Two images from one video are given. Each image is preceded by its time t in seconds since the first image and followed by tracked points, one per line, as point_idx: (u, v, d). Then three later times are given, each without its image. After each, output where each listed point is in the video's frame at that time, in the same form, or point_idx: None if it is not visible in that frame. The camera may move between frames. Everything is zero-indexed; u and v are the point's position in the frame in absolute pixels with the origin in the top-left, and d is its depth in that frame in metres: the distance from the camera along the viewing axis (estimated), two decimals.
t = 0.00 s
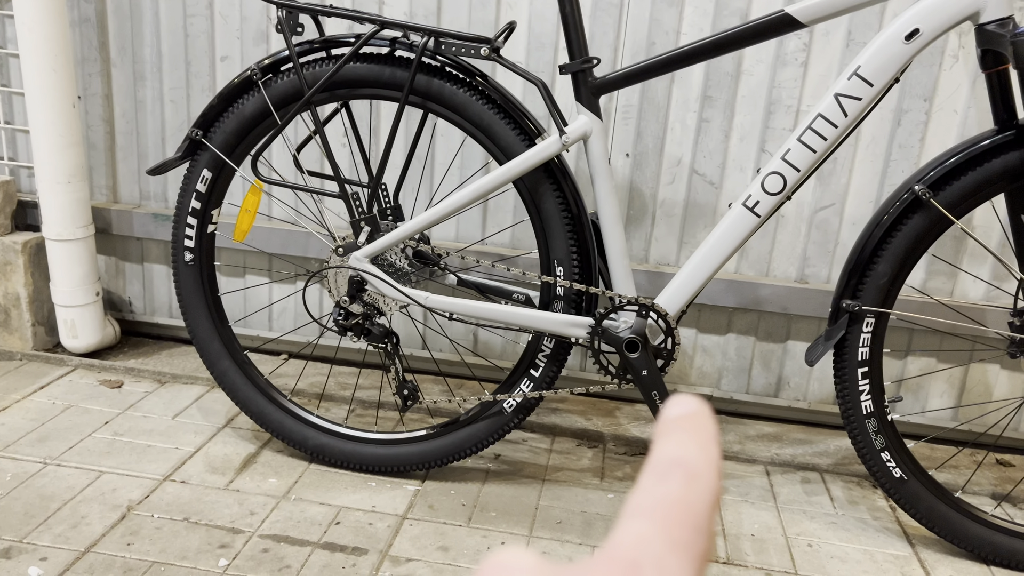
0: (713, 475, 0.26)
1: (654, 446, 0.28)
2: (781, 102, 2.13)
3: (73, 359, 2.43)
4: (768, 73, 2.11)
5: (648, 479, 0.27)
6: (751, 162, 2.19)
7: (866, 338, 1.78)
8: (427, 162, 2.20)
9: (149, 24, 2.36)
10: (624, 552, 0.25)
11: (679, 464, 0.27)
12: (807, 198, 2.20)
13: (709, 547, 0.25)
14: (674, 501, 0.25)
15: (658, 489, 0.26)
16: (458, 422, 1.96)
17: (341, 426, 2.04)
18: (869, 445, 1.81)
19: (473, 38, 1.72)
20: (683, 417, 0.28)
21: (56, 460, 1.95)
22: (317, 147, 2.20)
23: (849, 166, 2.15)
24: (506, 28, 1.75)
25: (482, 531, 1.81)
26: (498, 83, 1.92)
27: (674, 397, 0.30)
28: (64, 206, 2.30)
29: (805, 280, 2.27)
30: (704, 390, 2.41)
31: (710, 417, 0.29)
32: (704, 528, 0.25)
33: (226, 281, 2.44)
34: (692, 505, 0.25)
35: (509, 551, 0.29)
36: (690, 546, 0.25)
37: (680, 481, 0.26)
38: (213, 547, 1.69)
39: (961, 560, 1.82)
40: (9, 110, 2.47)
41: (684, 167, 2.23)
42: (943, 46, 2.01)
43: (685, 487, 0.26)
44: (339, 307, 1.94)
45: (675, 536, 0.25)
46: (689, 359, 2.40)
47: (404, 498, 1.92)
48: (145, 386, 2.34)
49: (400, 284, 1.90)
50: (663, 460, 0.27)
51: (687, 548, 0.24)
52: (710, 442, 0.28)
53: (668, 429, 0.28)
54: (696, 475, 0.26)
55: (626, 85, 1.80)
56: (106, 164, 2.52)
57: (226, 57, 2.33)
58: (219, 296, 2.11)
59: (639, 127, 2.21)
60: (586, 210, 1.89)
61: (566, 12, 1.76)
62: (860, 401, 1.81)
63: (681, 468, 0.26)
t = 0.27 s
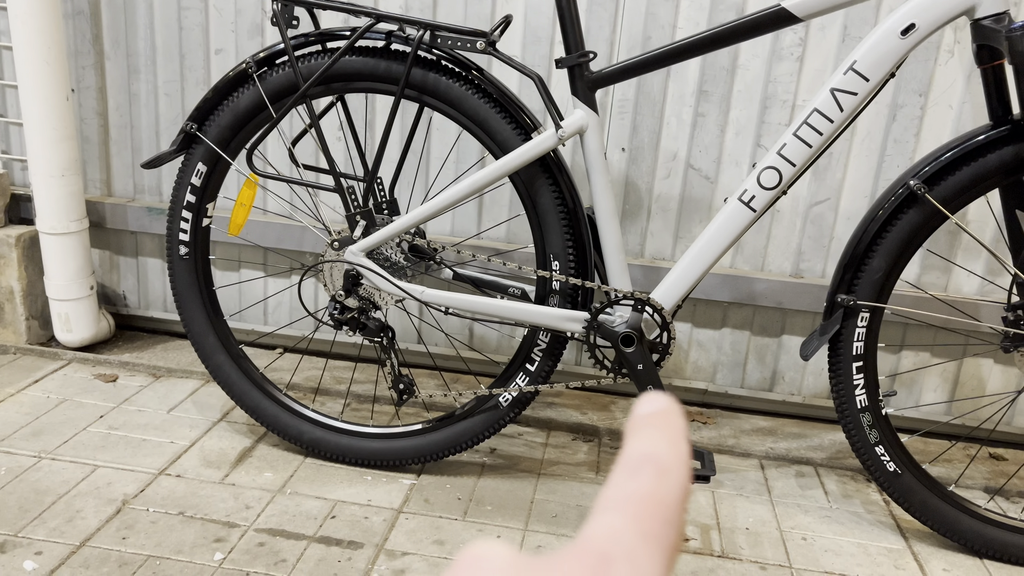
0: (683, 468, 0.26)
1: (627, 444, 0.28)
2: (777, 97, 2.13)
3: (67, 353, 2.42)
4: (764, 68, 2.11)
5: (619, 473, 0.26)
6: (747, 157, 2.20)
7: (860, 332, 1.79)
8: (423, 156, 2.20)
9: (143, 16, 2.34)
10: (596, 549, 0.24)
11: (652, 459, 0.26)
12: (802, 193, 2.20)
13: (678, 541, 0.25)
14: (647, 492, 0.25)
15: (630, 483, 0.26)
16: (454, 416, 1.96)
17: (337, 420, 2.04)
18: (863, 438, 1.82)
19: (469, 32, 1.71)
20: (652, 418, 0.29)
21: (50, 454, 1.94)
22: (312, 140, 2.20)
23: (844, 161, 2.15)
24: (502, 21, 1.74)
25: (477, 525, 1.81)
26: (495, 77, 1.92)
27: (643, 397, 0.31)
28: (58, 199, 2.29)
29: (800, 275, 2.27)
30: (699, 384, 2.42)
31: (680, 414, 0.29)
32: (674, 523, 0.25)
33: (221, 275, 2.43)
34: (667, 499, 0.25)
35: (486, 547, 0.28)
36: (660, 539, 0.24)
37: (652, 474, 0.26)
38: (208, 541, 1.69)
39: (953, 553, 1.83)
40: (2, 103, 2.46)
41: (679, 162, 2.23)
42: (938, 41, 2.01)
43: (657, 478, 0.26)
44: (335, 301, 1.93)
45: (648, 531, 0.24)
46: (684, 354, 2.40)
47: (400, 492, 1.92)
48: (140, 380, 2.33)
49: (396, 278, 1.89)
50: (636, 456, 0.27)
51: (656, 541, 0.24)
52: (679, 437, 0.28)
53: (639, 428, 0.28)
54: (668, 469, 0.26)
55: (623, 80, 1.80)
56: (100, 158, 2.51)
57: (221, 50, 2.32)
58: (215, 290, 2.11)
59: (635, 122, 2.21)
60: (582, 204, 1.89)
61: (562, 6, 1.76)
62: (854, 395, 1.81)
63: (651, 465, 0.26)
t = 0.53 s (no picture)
0: (499, 471, 0.30)
1: (458, 452, 0.31)
2: (772, 85, 2.13)
3: (60, 343, 2.41)
4: (759, 56, 2.11)
5: (449, 475, 0.30)
6: (742, 145, 2.19)
7: (855, 320, 1.79)
8: (417, 144, 2.19)
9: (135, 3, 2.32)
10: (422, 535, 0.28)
11: (474, 464, 0.30)
12: (797, 181, 2.20)
13: (493, 525, 0.29)
14: (464, 491, 0.29)
15: (454, 481, 0.30)
16: (450, 404, 1.96)
17: (332, 409, 2.04)
18: (857, 426, 1.83)
19: (464, 18, 1.70)
20: (479, 432, 0.32)
21: (44, 443, 1.94)
22: (306, 128, 2.19)
23: (839, 149, 2.15)
24: (498, 8, 1.74)
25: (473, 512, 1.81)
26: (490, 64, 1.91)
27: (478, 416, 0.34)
28: (50, 188, 2.28)
29: (794, 263, 2.28)
30: (693, 372, 2.42)
31: (499, 431, 0.32)
32: (489, 511, 0.29)
33: (215, 264, 2.42)
34: (481, 494, 0.29)
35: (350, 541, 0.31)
36: (476, 524, 0.28)
37: (472, 475, 0.30)
38: (204, 529, 1.69)
39: (946, 539, 1.84)
40: None
41: (674, 151, 2.23)
42: (933, 29, 2.01)
43: (475, 479, 0.30)
44: (330, 290, 1.93)
45: (465, 517, 0.28)
46: (679, 342, 2.41)
47: (395, 481, 1.92)
48: (134, 370, 2.32)
49: (391, 266, 1.89)
50: (463, 462, 0.31)
51: (471, 525, 0.28)
52: (500, 448, 0.31)
53: (466, 443, 0.32)
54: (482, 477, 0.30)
55: (618, 67, 1.79)
56: (93, 146, 2.49)
57: (213, 38, 2.30)
58: (208, 279, 2.10)
59: (630, 109, 2.20)
60: (577, 192, 1.89)
61: None
62: (849, 382, 1.82)
63: (471, 467, 0.30)
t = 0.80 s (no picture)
0: (436, 481, 0.59)
1: (413, 462, 0.61)
2: (770, 53, 2.07)
3: (42, 319, 2.35)
4: (758, 22, 2.04)
5: (401, 484, 0.59)
6: (740, 114, 2.14)
7: (856, 292, 1.75)
8: (406, 113, 2.12)
9: None
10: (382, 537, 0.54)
11: (420, 476, 0.60)
12: (795, 152, 2.15)
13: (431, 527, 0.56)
14: (411, 500, 0.57)
15: (407, 491, 0.58)
16: (441, 380, 1.92)
17: (320, 385, 1.99)
18: (857, 400, 1.79)
19: None
20: (427, 448, 0.62)
21: (24, 421, 1.89)
22: (292, 97, 2.12)
23: (838, 119, 2.10)
24: None
25: (465, 490, 1.77)
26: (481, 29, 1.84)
27: (427, 433, 0.65)
28: (27, 159, 2.20)
29: (792, 236, 2.23)
30: (688, 347, 2.38)
31: (442, 440, 0.63)
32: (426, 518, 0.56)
33: (199, 237, 2.36)
34: (423, 501, 0.57)
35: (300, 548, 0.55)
36: (410, 529, 0.55)
37: (417, 485, 0.59)
38: (189, 508, 1.65)
39: (945, 514, 1.82)
40: None
41: (671, 121, 2.17)
42: None
43: (419, 488, 0.59)
44: (317, 263, 1.87)
45: (410, 522, 0.55)
46: (674, 317, 2.37)
47: (385, 458, 1.88)
48: (117, 346, 2.27)
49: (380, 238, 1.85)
50: (414, 470, 0.60)
51: (406, 528, 0.55)
52: (440, 461, 0.61)
53: (418, 450, 0.62)
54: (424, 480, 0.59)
55: (614, 30, 1.73)
56: (72, 116, 2.41)
57: (195, 3, 2.22)
58: (192, 251, 2.04)
59: (625, 78, 2.14)
60: (572, 162, 1.83)
61: None
62: (848, 356, 1.78)
63: (418, 476, 0.60)
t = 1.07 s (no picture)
0: (394, 461, 0.30)
1: (354, 441, 0.31)
2: (760, 30, 2.03)
3: (16, 303, 2.29)
4: None
5: (340, 465, 0.30)
6: (728, 93, 2.10)
7: (845, 272, 1.73)
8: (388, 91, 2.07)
9: None
10: (301, 541, 0.27)
11: (364, 455, 0.30)
12: (784, 131, 2.12)
13: (383, 523, 0.28)
14: (353, 485, 0.29)
15: (344, 480, 0.29)
16: (425, 363, 1.89)
17: (302, 369, 1.95)
18: (845, 381, 1.78)
19: None
20: (378, 419, 0.32)
21: None
22: (270, 74, 2.06)
23: (827, 97, 2.07)
24: None
25: (450, 473, 1.75)
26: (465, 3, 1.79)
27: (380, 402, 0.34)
28: None
29: (780, 217, 2.21)
30: (676, 329, 2.36)
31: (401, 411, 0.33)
32: (378, 505, 0.28)
33: (177, 219, 2.31)
34: (372, 488, 0.29)
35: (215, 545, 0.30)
36: (363, 520, 0.28)
37: (362, 471, 0.30)
38: (167, 494, 1.61)
39: (932, 495, 1.81)
40: None
41: (658, 99, 2.13)
42: None
43: (363, 472, 0.30)
44: (297, 243, 1.83)
45: (352, 515, 0.28)
46: (661, 299, 2.34)
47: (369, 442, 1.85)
48: (94, 330, 2.22)
49: (362, 219, 1.79)
50: (354, 453, 0.31)
51: (355, 522, 0.28)
52: (397, 433, 0.31)
53: (366, 427, 0.32)
54: (377, 454, 0.30)
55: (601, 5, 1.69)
56: (45, 95, 2.35)
57: None
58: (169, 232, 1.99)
59: (612, 56, 2.10)
60: (558, 140, 1.79)
61: None
62: (837, 337, 1.76)
63: (363, 458, 0.30)
